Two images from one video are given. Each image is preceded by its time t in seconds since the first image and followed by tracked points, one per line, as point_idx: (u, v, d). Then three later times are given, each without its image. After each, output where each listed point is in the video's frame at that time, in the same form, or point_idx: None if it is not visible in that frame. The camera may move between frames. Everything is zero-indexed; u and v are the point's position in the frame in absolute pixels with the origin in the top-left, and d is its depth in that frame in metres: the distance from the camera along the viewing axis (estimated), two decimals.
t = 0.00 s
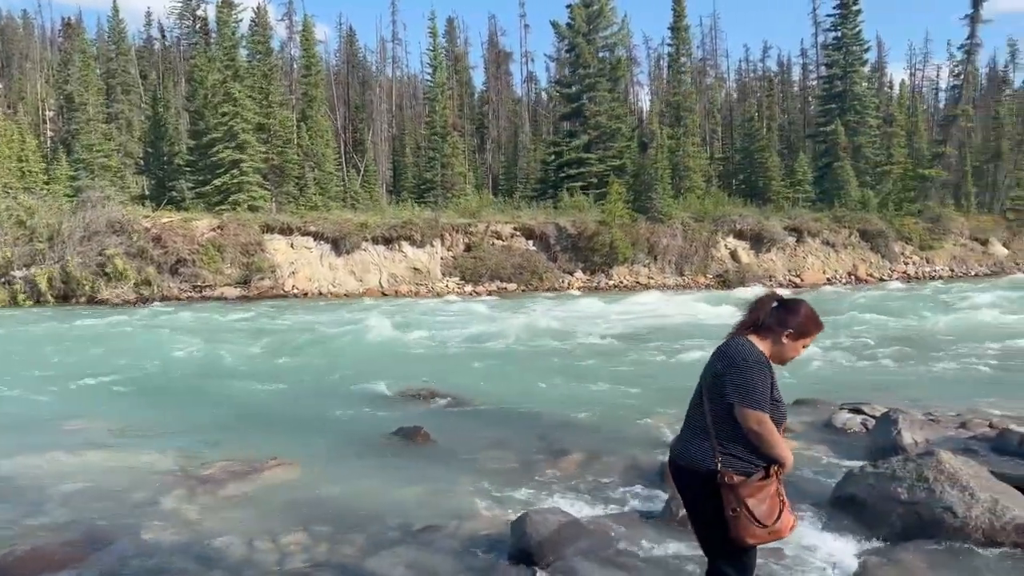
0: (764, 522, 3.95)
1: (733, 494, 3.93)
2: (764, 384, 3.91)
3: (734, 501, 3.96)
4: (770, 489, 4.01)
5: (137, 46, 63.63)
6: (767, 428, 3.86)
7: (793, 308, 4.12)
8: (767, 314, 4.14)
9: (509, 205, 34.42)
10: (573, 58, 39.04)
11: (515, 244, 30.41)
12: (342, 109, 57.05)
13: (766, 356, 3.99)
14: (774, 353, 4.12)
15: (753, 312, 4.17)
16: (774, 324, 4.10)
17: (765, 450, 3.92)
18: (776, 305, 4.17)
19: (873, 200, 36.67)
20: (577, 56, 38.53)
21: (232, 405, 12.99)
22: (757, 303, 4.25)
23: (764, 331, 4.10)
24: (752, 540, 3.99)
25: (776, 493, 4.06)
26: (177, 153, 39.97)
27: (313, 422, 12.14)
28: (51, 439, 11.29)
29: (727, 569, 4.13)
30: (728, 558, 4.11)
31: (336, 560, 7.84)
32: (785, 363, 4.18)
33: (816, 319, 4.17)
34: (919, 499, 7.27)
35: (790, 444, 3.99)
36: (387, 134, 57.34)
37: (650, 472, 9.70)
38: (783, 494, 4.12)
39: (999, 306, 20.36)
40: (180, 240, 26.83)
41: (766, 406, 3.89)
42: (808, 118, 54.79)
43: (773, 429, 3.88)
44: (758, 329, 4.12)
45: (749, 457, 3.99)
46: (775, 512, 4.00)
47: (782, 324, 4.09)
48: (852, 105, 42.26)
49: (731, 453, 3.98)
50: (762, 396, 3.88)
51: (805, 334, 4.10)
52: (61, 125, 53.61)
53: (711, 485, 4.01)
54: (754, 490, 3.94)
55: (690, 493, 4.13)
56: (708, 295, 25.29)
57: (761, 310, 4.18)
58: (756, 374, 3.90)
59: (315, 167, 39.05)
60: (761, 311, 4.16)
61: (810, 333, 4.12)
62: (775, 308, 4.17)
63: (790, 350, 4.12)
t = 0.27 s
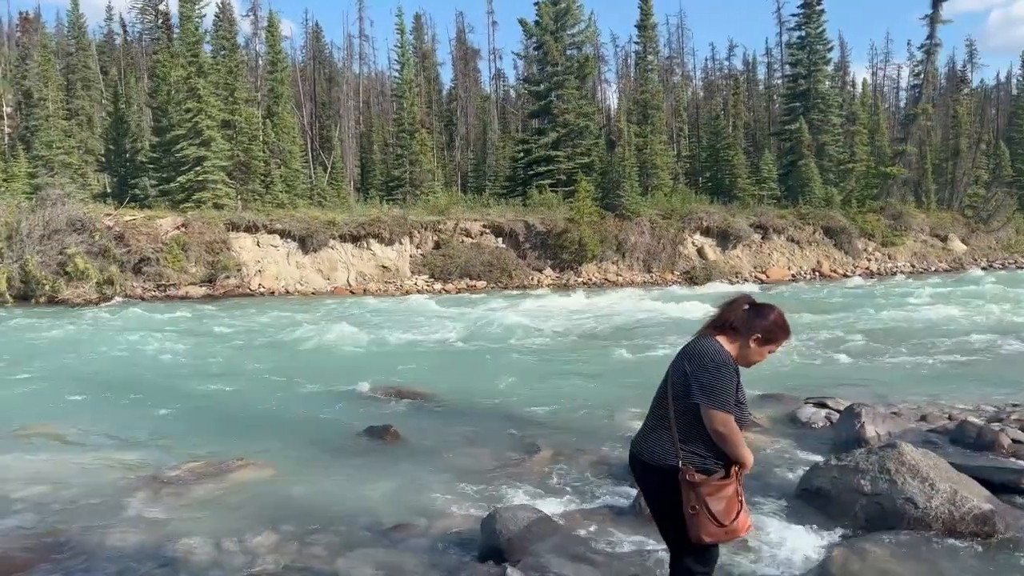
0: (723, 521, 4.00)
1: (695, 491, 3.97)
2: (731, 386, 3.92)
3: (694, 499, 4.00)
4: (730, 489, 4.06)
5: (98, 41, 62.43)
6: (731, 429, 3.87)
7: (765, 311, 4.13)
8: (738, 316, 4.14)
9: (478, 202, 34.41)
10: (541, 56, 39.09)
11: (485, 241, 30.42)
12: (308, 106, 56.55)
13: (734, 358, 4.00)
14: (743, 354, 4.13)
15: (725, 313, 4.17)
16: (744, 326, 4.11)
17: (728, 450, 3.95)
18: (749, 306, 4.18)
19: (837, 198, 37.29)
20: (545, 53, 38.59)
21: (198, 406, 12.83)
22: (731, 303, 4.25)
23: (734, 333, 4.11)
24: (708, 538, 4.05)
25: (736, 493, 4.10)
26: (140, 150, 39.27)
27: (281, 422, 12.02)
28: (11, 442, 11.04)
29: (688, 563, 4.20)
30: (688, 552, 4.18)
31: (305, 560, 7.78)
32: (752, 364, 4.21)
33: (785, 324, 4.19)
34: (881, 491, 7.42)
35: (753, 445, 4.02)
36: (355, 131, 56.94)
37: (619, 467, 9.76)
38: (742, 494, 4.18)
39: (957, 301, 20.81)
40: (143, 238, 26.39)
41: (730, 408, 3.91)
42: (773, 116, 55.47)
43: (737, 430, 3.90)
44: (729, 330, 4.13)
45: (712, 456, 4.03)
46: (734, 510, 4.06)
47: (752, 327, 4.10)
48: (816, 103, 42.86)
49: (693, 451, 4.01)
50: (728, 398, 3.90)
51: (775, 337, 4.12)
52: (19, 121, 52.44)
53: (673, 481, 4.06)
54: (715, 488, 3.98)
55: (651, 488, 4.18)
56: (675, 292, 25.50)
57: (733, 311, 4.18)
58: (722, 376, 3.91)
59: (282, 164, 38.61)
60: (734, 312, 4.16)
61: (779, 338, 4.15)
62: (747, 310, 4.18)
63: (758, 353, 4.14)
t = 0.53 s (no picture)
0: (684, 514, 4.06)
1: (657, 485, 4.02)
2: (688, 381, 3.96)
3: (654, 493, 4.06)
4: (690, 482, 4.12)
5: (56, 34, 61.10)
6: (689, 424, 3.92)
7: (721, 305, 4.15)
8: (696, 310, 4.15)
9: (447, 198, 34.33)
10: (509, 51, 39.04)
11: (454, 237, 30.37)
12: (274, 102, 55.91)
13: (691, 353, 4.03)
14: (700, 348, 4.16)
15: (682, 307, 4.18)
16: (701, 320, 4.12)
17: (687, 445, 4.00)
18: (706, 300, 4.19)
19: (801, 193, 37.80)
20: (514, 49, 38.55)
21: (163, 405, 12.64)
22: (688, 296, 4.26)
23: (691, 327, 4.13)
24: (669, 531, 4.11)
25: (696, 485, 4.16)
26: (101, 145, 38.50)
27: (248, 420, 11.89)
28: None
29: (649, 555, 4.26)
30: (649, 544, 4.24)
31: (274, 558, 7.70)
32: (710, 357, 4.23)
33: (742, 317, 4.21)
34: (845, 481, 7.55)
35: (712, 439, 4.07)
36: (322, 127, 56.40)
37: (588, 461, 9.81)
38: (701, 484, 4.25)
39: (918, 295, 21.24)
40: (105, 235, 25.95)
41: (688, 403, 3.95)
42: (739, 113, 56.03)
43: (695, 425, 3.95)
44: (686, 324, 4.15)
45: (672, 450, 4.08)
46: (694, 502, 4.12)
47: (709, 321, 4.12)
48: (781, 100, 43.39)
49: (652, 445, 4.06)
50: (686, 394, 3.94)
51: (731, 330, 4.15)
52: None
53: (634, 476, 4.10)
54: (675, 482, 4.04)
55: (612, 482, 4.21)
56: (644, 287, 25.67)
57: (690, 305, 4.19)
58: (679, 372, 3.94)
59: (247, 160, 38.09)
60: (691, 306, 4.17)
61: (736, 328, 4.16)
62: (703, 302, 4.19)
63: (714, 346, 4.17)
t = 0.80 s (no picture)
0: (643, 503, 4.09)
1: (616, 474, 4.07)
2: (645, 371, 3.99)
3: (614, 481, 4.10)
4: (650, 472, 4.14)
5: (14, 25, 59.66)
6: (645, 414, 3.95)
7: (680, 295, 4.16)
8: (655, 301, 4.18)
9: (416, 193, 34.22)
10: (478, 45, 38.94)
11: (423, 232, 30.27)
12: (240, 95, 55.22)
13: (648, 344, 4.05)
14: (661, 339, 4.18)
15: (642, 298, 4.22)
16: (659, 311, 4.15)
17: (644, 433, 4.04)
18: (666, 291, 4.21)
19: (767, 188, 38.29)
20: (483, 43, 38.46)
21: (127, 403, 12.43)
22: (649, 288, 4.30)
23: (651, 318, 4.16)
24: (633, 520, 4.14)
25: (659, 474, 4.17)
26: (62, 139, 37.72)
27: (215, 417, 11.75)
28: None
29: (616, 544, 4.29)
30: (616, 533, 4.27)
31: (241, 556, 7.62)
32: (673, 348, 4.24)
33: (704, 306, 4.19)
34: (809, 471, 7.66)
35: (670, 427, 4.08)
36: (289, 121, 55.84)
37: (557, 454, 9.82)
38: (667, 474, 4.25)
39: (880, 288, 21.62)
40: (67, 230, 25.48)
41: (644, 392, 3.98)
42: (706, 108, 56.51)
43: (652, 415, 3.96)
44: (645, 316, 4.18)
45: (631, 439, 4.12)
46: (656, 491, 4.14)
47: (667, 312, 4.13)
48: (747, 96, 43.86)
49: (613, 435, 4.10)
50: (641, 384, 3.97)
51: (691, 320, 4.15)
52: None
53: (596, 465, 4.17)
54: (636, 472, 4.07)
55: (577, 471, 4.29)
56: (613, 282, 25.82)
57: (651, 296, 4.22)
58: (635, 362, 3.98)
59: (212, 154, 37.55)
60: (650, 298, 4.21)
61: (694, 317, 4.14)
62: (663, 294, 4.21)
63: (675, 337, 4.18)
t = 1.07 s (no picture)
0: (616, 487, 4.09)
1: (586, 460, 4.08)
2: (611, 361, 4.01)
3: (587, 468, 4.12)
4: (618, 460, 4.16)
5: None
6: (605, 403, 3.92)
7: (643, 287, 4.18)
8: (621, 295, 4.22)
9: (386, 186, 34.03)
10: (448, 38, 38.72)
11: (394, 226, 30.12)
12: (206, 88, 54.44)
13: (616, 335, 4.08)
14: (629, 330, 4.21)
15: (612, 291, 4.26)
16: (626, 303, 4.18)
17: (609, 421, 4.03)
18: (633, 284, 4.24)
19: (736, 182, 38.63)
20: (453, 36, 38.26)
21: (90, 400, 12.21)
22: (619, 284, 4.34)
23: (619, 311, 4.19)
24: (607, 506, 4.14)
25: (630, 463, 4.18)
26: (22, 131, 36.91)
27: (182, 414, 11.58)
28: None
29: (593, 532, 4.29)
30: (591, 518, 4.28)
31: (208, 553, 7.52)
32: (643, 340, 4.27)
33: (672, 299, 4.21)
34: (776, 461, 7.75)
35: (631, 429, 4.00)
36: (256, 114, 55.17)
37: (529, 445, 9.82)
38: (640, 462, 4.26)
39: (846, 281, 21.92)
40: (28, 224, 24.97)
41: (611, 380, 3.99)
42: (676, 103, 56.84)
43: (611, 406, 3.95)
44: (612, 308, 4.21)
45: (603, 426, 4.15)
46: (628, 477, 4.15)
47: (632, 303, 4.16)
48: (716, 90, 44.16)
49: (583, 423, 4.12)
50: (608, 371, 3.98)
51: (658, 312, 4.17)
52: None
53: (569, 452, 4.20)
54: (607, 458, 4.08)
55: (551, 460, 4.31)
56: (583, 276, 25.90)
57: (620, 289, 4.25)
58: (600, 350, 4.01)
59: (178, 147, 36.96)
60: (618, 291, 4.25)
61: (657, 308, 4.15)
62: (632, 287, 4.25)
63: (645, 328, 4.20)
